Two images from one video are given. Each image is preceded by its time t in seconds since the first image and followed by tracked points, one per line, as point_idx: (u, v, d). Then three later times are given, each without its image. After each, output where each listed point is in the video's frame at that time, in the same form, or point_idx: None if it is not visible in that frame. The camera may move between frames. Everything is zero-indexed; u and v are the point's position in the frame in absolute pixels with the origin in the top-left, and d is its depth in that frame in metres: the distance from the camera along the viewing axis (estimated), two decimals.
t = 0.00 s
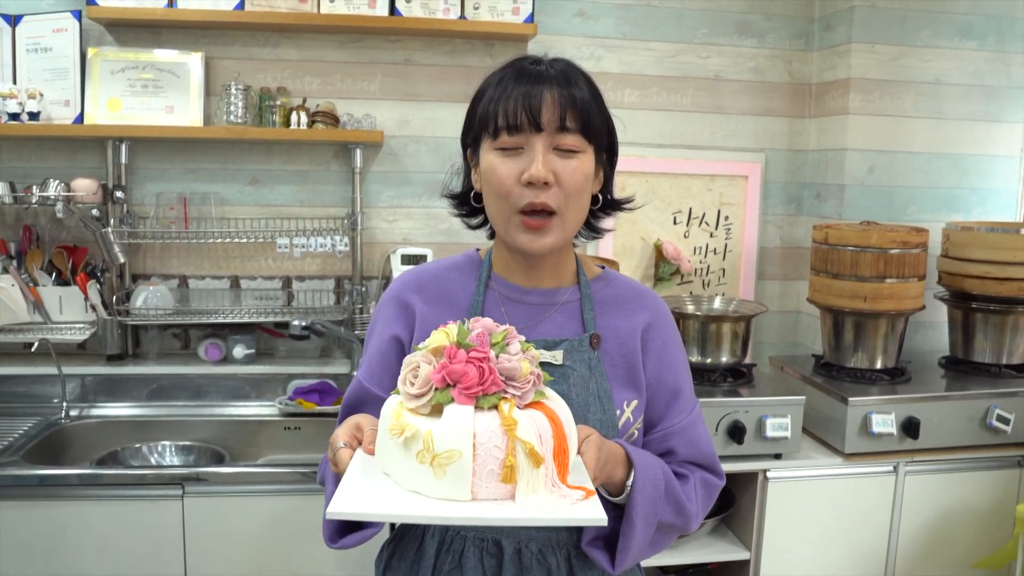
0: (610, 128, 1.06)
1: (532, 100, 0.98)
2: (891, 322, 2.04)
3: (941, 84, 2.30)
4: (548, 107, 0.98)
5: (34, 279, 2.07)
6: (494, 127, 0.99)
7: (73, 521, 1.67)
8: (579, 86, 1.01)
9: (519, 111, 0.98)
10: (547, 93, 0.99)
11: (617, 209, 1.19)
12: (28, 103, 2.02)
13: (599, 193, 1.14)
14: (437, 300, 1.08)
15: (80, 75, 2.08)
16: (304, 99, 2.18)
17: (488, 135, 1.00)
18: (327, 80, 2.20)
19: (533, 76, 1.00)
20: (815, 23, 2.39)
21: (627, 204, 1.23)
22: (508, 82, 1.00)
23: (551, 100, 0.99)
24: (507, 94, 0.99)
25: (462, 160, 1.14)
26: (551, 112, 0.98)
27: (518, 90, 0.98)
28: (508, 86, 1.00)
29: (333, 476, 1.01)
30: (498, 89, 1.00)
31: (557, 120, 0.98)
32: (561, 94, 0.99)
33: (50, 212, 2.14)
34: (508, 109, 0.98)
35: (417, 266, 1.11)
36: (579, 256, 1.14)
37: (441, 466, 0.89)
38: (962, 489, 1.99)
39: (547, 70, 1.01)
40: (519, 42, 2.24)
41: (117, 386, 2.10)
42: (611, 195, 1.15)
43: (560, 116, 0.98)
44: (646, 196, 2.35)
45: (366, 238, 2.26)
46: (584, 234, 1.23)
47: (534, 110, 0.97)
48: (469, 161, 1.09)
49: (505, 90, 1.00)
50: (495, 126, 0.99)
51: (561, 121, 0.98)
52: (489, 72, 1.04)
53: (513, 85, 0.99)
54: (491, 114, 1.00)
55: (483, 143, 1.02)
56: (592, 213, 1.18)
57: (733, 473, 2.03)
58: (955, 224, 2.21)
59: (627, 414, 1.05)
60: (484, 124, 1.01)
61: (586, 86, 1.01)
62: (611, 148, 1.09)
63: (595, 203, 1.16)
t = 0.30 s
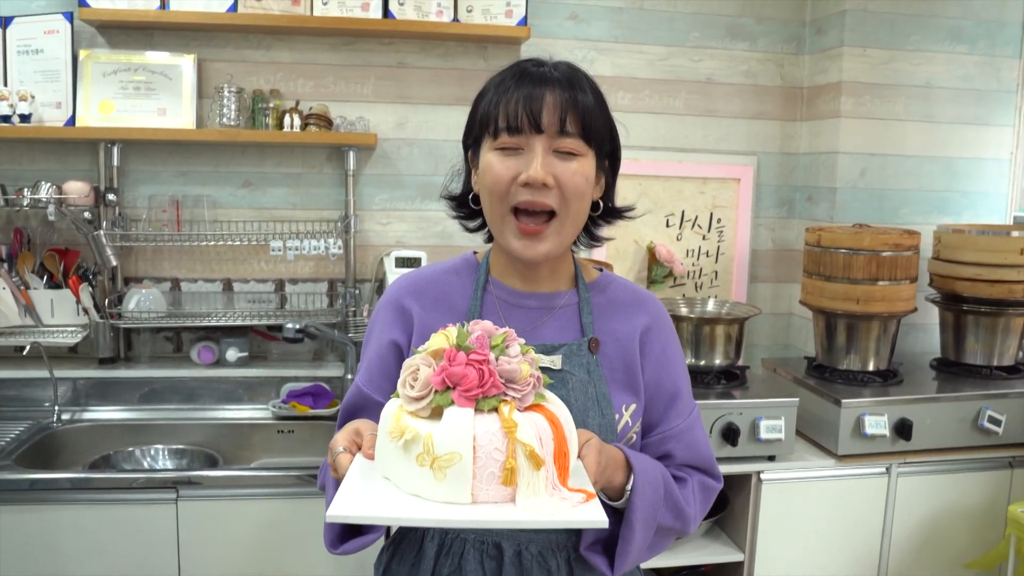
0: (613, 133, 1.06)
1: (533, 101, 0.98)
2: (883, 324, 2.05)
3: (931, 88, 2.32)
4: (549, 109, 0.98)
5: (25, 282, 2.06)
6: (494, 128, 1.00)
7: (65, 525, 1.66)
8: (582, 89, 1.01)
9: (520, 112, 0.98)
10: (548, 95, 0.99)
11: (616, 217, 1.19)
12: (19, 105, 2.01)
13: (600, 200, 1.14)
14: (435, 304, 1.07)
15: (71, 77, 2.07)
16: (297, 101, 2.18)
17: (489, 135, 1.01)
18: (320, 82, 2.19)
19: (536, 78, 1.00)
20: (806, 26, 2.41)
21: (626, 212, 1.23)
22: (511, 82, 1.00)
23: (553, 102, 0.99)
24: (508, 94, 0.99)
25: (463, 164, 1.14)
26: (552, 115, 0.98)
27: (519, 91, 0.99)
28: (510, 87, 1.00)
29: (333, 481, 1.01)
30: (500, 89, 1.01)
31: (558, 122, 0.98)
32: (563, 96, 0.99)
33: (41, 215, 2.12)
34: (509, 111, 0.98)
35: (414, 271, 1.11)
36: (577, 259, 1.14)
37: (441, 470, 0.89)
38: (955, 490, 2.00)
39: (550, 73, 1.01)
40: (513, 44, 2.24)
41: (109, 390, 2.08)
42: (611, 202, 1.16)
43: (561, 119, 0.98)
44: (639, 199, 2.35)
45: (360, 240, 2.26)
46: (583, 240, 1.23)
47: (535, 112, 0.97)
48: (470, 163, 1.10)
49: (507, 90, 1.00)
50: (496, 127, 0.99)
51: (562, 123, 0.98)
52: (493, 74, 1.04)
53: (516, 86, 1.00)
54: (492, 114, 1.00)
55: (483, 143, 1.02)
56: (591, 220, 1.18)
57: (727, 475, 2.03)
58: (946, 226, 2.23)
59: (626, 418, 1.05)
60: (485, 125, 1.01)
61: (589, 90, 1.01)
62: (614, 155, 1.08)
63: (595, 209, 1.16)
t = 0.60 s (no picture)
0: (620, 139, 1.06)
1: (543, 111, 0.97)
2: (881, 325, 2.05)
3: (929, 89, 2.33)
4: (558, 119, 0.98)
5: (22, 283, 2.05)
6: (501, 136, 0.99)
7: (63, 527, 1.65)
8: (590, 97, 1.00)
9: (528, 121, 0.97)
10: (558, 104, 0.98)
11: (622, 224, 1.19)
12: (15, 105, 2.00)
13: (605, 207, 1.14)
14: (438, 306, 1.07)
15: (68, 77, 2.07)
16: (295, 101, 2.17)
17: (495, 143, 1.00)
18: (318, 82, 2.19)
19: (545, 85, 0.99)
20: (804, 27, 2.41)
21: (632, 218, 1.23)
22: (520, 90, 1.00)
23: (562, 112, 0.98)
24: (517, 102, 0.99)
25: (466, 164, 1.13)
26: (561, 125, 0.98)
27: (528, 99, 0.98)
28: (518, 94, 0.99)
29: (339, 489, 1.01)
30: (508, 96, 1.00)
31: (567, 132, 0.98)
32: (572, 105, 0.99)
33: (38, 216, 2.11)
34: (517, 120, 0.98)
35: (417, 272, 1.11)
36: (581, 262, 1.14)
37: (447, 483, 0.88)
38: (952, 490, 2.00)
39: (559, 80, 1.01)
40: (511, 45, 2.24)
41: (107, 392, 2.08)
42: (617, 208, 1.16)
43: (570, 129, 0.98)
44: (637, 200, 2.36)
45: (358, 241, 2.25)
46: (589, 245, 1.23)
47: (545, 122, 0.97)
48: (474, 165, 1.09)
49: (516, 98, 0.99)
50: (503, 135, 0.99)
51: (572, 133, 0.98)
52: (500, 77, 1.03)
53: (524, 94, 0.99)
54: (499, 122, 0.99)
55: (490, 150, 1.02)
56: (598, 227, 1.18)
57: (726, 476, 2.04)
58: (943, 227, 2.23)
59: (630, 422, 1.05)
60: (492, 131, 1.01)
61: (597, 98, 1.01)
62: (620, 160, 1.09)
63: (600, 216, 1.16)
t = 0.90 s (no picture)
0: (611, 122, 1.05)
1: (533, 102, 0.97)
2: (879, 322, 2.06)
3: (926, 87, 2.33)
4: (548, 109, 0.97)
5: (18, 280, 2.04)
6: (493, 130, 0.99)
7: (61, 525, 1.65)
8: (578, 84, 1.00)
9: (519, 114, 0.97)
10: (546, 94, 0.98)
11: (618, 204, 1.18)
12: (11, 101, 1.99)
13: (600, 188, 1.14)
14: (439, 300, 1.07)
15: (64, 73, 2.06)
16: (292, 98, 2.17)
17: (488, 137, 1.00)
18: (315, 79, 2.18)
19: (532, 76, 0.99)
20: (802, 25, 2.41)
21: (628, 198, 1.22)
22: (508, 82, 0.99)
23: (552, 102, 0.98)
24: (506, 96, 0.98)
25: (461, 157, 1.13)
26: (551, 115, 0.97)
27: (517, 92, 0.97)
28: (507, 88, 0.99)
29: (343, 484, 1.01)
30: (497, 90, 1.00)
31: (557, 122, 0.97)
32: (561, 94, 0.98)
33: (33, 212, 2.10)
34: (508, 113, 0.97)
35: (417, 266, 1.11)
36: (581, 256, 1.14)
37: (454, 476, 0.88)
38: (949, 487, 2.01)
39: (546, 69, 1.00)
40: (509, 42, 2.23)
41: (103, 389, 2.07)
42: (612, 190, 1.15)
43: (561, 119, 0.97)
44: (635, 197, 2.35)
45: (355, 238, 2.25)
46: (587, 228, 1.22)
47: (535, 113, 0.97)
48: (469, 158, 1.09)
49: (505, 91, 0.99)
50: (495, 129, 0.99)
51: (563, 123, 0.98)
52: (487, 70, 1.02)
53: (513, 86, 0.99)
54: (490, 116, 0.99)
55: (483, 145, 1.02)
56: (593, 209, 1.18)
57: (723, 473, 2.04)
58: (940, 225, 2.24)
59: (631, 414, 1.05)
60: (484, 126, 1.01)
61: (585, 84, 1.00)
62: (612, 142, 1.08)
63: (597, 197, 1.16)
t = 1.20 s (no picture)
0: (609, 119, 1.05)
1: (528, 90, 0.97)
2: (876, 321, 2.06)
3: (924, 86, 2.33)
4: (543, 98, 0.97)
5: (13, 278, 2.03)
6: (489, 118, 0.99)
7: (57, 524, 1.64)
8: (575, 77, 1.00)
9: (513, 101, 0.97)
10: (542, 84, 0.98)
11: (614, 204, 1.18)
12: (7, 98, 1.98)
13: (597, 188, 1.13)
14: (435, 298, 1.07)
15: (60, 71, 2.05)
16: (289, 96, 2.16)
17: (484, 126, 1.00)
18: (312, 77, 2.18)
19: (529, 67, 0.99)
20: (799, 23, 2.41)
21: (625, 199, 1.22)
22: (504, 73, 1.00)
23: (547, 92, 0.98)
24: (502, 85, 0.99)
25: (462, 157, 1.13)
26: (546, 103, 0.97)
27: (513, 82, 0.98)
28: (503, 78, 0.99)
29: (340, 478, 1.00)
30: (494, 80, 1.00)
31: (552, 110, 0.97)
32: (557, 85, 0.98)
33: (29, 211, 2.10)
34: (503, 101, 0.98)
35: (414, 264, 1.10)
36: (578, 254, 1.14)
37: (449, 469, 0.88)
38: (946, 486, 2.01)
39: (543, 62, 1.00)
40: (506, 40, 2.23)
41: (99, 388, 2.07)
42: (608, 190, 1.15)
43: (555, 107, 0.97)
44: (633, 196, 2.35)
45: (352, 237, 2.24)
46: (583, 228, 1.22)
47: (530, 101, 0.97)
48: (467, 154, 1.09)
49: (501, 82, 0.99)
50: (490, 117, 0.99)
51: (557, 111, 0.97)
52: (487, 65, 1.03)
53: (509, 76, 0.99)
54: (486, 105, 0.99)
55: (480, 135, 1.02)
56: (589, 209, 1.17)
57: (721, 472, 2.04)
58: (938, 224, 2.24)
59: (628, 412, 1.05)
60: (480, 116, 1.01)
61: (582, 78, 1.01)
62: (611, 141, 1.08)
63: (592, 197, 1.15)
